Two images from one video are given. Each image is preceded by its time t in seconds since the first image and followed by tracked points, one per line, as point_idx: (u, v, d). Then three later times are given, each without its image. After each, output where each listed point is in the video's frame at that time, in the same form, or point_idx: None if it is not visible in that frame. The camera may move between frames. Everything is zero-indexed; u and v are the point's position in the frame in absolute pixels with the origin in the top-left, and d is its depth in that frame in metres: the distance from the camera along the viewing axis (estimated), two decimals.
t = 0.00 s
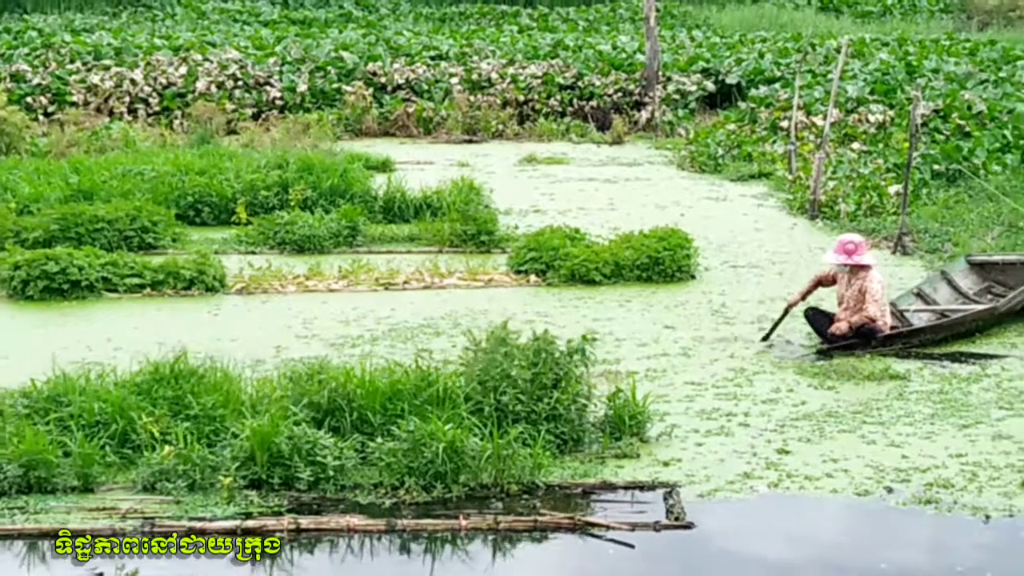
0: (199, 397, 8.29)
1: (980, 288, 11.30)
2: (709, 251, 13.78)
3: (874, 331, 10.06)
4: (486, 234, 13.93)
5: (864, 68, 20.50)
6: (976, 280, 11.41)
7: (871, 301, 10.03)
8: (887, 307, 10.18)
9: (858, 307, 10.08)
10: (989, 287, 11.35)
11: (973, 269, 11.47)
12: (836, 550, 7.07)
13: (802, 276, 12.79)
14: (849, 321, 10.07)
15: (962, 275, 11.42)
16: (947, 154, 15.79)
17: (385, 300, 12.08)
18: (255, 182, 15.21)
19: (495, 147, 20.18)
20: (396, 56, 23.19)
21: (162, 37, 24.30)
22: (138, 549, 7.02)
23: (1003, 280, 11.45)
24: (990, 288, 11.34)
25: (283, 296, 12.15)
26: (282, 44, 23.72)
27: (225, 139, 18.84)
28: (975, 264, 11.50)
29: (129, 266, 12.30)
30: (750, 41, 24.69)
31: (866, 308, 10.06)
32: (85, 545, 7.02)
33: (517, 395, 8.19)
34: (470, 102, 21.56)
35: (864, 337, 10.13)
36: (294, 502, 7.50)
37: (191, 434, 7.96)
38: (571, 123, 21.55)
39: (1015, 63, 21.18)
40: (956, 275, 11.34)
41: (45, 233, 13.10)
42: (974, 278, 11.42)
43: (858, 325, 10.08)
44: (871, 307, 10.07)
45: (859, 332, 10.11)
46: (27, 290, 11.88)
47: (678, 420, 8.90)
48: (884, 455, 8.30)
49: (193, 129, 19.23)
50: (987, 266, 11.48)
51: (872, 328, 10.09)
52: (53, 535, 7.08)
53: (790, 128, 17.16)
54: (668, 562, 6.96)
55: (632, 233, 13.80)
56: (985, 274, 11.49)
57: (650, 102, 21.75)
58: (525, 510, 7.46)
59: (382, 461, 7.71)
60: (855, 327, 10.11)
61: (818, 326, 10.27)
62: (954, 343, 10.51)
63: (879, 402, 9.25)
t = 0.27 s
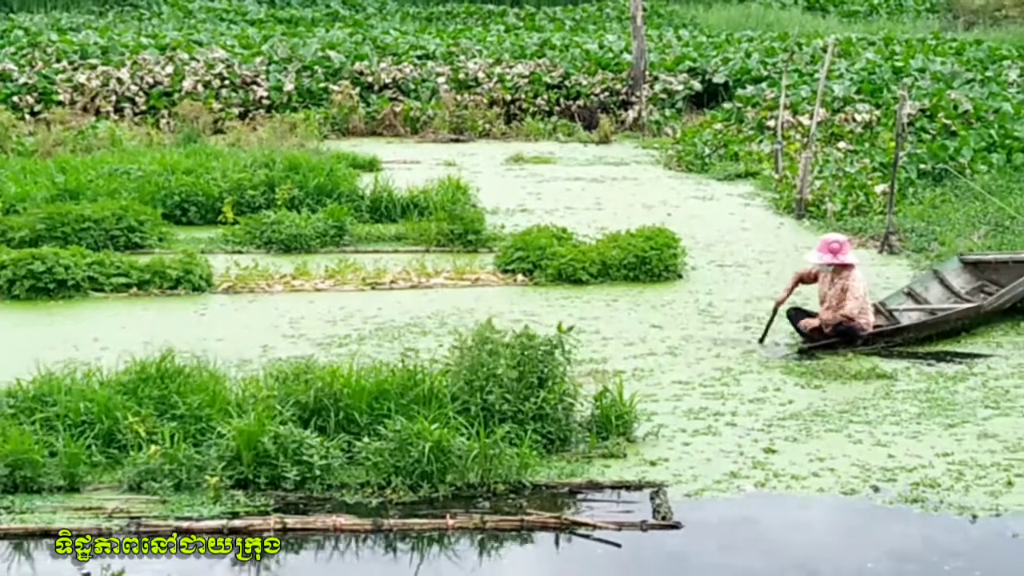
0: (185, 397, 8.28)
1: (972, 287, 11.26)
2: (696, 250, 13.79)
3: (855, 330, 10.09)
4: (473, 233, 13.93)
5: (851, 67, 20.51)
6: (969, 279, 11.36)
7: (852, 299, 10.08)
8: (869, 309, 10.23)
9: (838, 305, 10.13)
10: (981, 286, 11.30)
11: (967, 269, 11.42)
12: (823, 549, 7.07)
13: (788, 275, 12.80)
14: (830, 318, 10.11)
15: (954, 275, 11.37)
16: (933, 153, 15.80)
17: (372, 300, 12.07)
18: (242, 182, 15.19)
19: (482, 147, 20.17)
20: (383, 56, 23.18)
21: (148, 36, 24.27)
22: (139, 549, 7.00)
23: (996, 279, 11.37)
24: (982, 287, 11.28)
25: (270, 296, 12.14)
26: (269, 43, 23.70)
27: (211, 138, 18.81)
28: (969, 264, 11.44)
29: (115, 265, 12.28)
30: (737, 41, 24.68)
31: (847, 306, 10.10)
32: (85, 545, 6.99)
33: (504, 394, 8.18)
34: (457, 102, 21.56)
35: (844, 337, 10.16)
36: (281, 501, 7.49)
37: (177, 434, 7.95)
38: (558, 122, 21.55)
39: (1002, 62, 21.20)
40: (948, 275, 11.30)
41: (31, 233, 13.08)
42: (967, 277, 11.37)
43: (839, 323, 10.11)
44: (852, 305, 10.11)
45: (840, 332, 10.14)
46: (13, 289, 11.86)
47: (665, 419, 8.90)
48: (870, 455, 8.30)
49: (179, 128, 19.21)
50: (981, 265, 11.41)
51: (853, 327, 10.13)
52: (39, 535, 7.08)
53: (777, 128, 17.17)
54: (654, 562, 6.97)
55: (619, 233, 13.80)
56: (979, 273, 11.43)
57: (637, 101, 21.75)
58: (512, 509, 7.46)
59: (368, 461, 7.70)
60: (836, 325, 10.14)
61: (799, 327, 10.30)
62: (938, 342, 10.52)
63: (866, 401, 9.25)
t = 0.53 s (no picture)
0: (172, 396, 8.27)
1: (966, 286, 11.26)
2: (683, 249, 13.79)
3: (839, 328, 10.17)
4: (460, 232, 13.94)
5: (838, 66, 20.52)
6: (964, 278, 11.36)
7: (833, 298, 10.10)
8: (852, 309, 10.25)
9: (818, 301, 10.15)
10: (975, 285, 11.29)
11: (962, 268, 11.42)
12: (812, 548, 7.07)
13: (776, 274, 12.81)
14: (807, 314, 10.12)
15: (949, 275, 11.38)
16: (920, 152, 15.82)
17: (359, 299, 12.06)
18: (229, 180, 15.17)
19: (470, 145, 20.17)
20: (370, 54, 23.17)
21: (135, 34, 24.24)
22: (138, 549, 6.98)
23: (990, 278, 11.35)
24: (976, 286, 11.28)
25: (257, 294, 12.13)
26: (256, 41, 23.68)
27: (199, 136, 18.79)
28: (964, 263, 11.44)
29: (102, 264, 12.26)
30: (724, 40, 24.70)
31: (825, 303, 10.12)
32: (85, 545, 6.93)
33: (491, 393, 8.17)
34: (444, 100, 21.55)
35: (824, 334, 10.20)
36: (268, 500, 7.48)
37: (164, 433, 7.94)
38: (545, 121, 21.55)
39: (989, 61, 21.23)
40: (942, 275, 11.31)
41: (18, 232, 13.06)
42: (961, 277, 11.37)
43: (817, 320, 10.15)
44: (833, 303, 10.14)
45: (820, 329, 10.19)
46: None
47: (653, 418, 8.90)
48: (858, 453, 8.31)
49: (166, 127, 19.19)
50: (976, 265, 11.41)
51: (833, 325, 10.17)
52: (25, 534, 7.07)
53: (764, 127, 17.17)
54: (643, 561, 6.96)
55: (607, 232, 13.80)
56: (974, 272, 11.42)
57: (624, 100, 21.76)
58: (499, 508, 7.46)
59: (356, 460, 7.70)
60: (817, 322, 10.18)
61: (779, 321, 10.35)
62: (924, 340, 10.54)
63: (853, 400, 9.26)
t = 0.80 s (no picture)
0: (163, 394, 8.27)
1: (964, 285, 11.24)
2: (675, 248, 13.80)
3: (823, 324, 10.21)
4: (452, 231, 13.94)
5: (830, 65, 20.54)
6: (963, 277, 11.34)
7: (818, 294, 10.18)
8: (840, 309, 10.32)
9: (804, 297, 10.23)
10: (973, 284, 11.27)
11: (961, 267, 11.40)
12: (804, 547, 7.08)
13: (767, 272, 12.82)
14: (792, 308, 10.20)
15: (948, 273, 11.36)
16: (911, 151, 15.84)
17: (351, 297, 12.06)
18: (221, 179, 15.17)
19: (462, 144, 20.18)
20: (362, 53, 23.17)
21: (127, 33, 24.24)
22: (138, 549, 6.99)
23: (990, 277, 11.31)
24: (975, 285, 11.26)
25: (249, 293, 12.13)
26: (248, 40, 23.67)
27: (190, 135, 18.79)
28: (964, 262, 11.42)
29: (93, 262, 12.25)
30: (716, 39, 24.71)
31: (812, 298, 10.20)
32: (84, 545, 6.93)
33: (483, 392, 8.18)
34: (436, 99, 21.56)
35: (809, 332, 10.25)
36: (259, 499, 7.48)
37: (155, 432, 7.94)
38: (537, 120, 21.57)
39: (981, 60, 21.25)
40: (941, 273, 11.31)
41: (10, 230, 13.05)
42: (960, 276, 11.35)
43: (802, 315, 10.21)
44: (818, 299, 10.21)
45: (805, 326, 10.24)
46: None
47: (645, 417, 8.91)
48: (849, 452, 8.32)
49: (157, 125, 19.18)
50: (975, 264, 11.38)
51: (818, 322, 10.22)
52: (17, 533, 7.07)
53: (756, 126, 17.18)
54: (635, 559, 6.97)
55: (599, 230, 13.80)
56: (974, 271, 11.39)
57: (615, 98, 21.78)
58: (491, 507, 7.46)
59: (347, 459, 7.70)
60: (802, 319, 10.24)
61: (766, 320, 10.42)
62: (914, 338, 10.56)
63: (845, 398, 9.27)
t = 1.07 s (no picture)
0: (158, 394, 8.27)
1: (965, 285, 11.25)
2: (670, 247, 13.79)
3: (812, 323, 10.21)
4: (447, 230, 13.93)
5: (825, 64, 20.54)
6: (964, 277, 11.34)
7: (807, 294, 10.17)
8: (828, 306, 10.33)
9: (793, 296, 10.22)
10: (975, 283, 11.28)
11: (963, 266, 11.41)
12: (800, 547, 7.07)
13: (763, 272, 12.82)
14: (782, 309, 10.18)
15: (950, 272, 11.37)
16: (906, 150, 15.84)
17: (347, 297, 12.05)
18: (216, 178, 15.16)
19: (457, 143, 20.18)
20: (357, 52, 23.15)
21: (121, 32, 24.23)
22: (138, 549, 6.98)
23: (991, 276, 11.32)
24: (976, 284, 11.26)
25: (243, 292, 12.12)
26: (243, 39, 23.65)
27: (186, 134, 18.78)
28: (966, 261, 11.42)
29: (88, 262, 12.24)
30: (711, 38, 24.71)
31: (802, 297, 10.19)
32: (84, 546, 6.92)
33: (477, 391, 8.17)
34: (431, 98, 21.55)
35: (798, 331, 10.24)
36: (254, 498, 7.48)
37: (150, 431, 7.93)
38: (532, 119, 21.57)
39: (976, 59, 21.25)
40: (942, 272, 11.31)
41: (5, 230, 13.05)
42: (962, 275, 11.36)
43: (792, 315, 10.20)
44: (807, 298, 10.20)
45: (794, 325, 10.23)
46: None
47: (641, 416, 8.91)
48: (844, 451, 8.32)
49: (153, 124, 19.16)
50: (978, 263, 11.39)
51: (807, 321, 10.23)
52: (12, 533, 7.07)
53: (751, 124, 17.18)
54: (629, 559, 6.97)
55: (594, 230, 13.80)
56: (976, 271, 11.40)
57: (610, 98, 21.78)
58: (486, 506, 7.46)
59: (342, 458, 7.70)
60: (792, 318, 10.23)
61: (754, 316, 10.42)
62: (907, 338, 10.55)
63: (840, 398, 9.27)
